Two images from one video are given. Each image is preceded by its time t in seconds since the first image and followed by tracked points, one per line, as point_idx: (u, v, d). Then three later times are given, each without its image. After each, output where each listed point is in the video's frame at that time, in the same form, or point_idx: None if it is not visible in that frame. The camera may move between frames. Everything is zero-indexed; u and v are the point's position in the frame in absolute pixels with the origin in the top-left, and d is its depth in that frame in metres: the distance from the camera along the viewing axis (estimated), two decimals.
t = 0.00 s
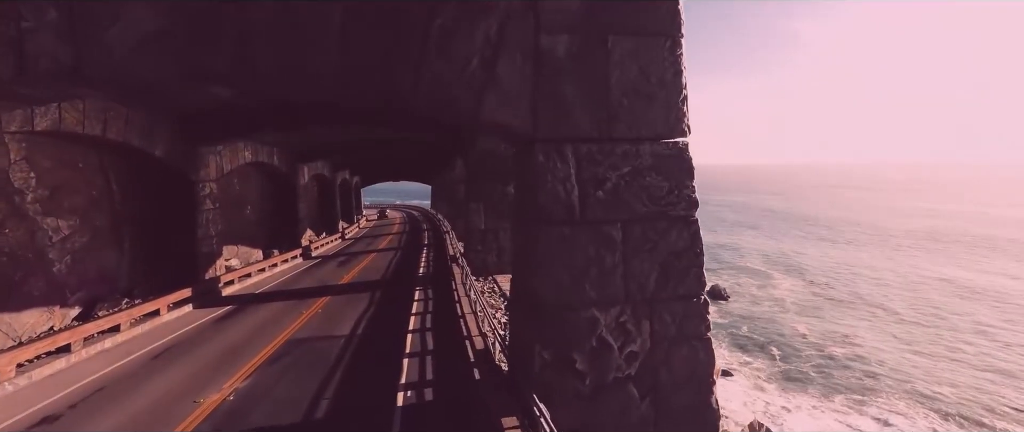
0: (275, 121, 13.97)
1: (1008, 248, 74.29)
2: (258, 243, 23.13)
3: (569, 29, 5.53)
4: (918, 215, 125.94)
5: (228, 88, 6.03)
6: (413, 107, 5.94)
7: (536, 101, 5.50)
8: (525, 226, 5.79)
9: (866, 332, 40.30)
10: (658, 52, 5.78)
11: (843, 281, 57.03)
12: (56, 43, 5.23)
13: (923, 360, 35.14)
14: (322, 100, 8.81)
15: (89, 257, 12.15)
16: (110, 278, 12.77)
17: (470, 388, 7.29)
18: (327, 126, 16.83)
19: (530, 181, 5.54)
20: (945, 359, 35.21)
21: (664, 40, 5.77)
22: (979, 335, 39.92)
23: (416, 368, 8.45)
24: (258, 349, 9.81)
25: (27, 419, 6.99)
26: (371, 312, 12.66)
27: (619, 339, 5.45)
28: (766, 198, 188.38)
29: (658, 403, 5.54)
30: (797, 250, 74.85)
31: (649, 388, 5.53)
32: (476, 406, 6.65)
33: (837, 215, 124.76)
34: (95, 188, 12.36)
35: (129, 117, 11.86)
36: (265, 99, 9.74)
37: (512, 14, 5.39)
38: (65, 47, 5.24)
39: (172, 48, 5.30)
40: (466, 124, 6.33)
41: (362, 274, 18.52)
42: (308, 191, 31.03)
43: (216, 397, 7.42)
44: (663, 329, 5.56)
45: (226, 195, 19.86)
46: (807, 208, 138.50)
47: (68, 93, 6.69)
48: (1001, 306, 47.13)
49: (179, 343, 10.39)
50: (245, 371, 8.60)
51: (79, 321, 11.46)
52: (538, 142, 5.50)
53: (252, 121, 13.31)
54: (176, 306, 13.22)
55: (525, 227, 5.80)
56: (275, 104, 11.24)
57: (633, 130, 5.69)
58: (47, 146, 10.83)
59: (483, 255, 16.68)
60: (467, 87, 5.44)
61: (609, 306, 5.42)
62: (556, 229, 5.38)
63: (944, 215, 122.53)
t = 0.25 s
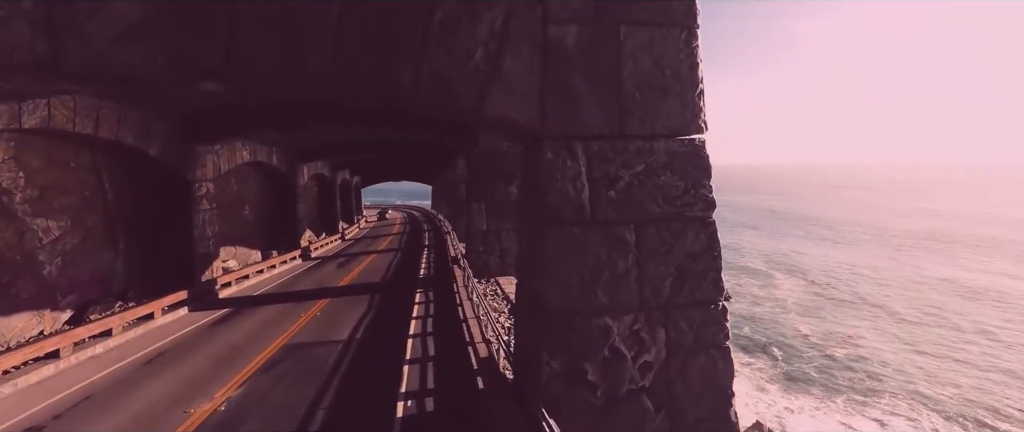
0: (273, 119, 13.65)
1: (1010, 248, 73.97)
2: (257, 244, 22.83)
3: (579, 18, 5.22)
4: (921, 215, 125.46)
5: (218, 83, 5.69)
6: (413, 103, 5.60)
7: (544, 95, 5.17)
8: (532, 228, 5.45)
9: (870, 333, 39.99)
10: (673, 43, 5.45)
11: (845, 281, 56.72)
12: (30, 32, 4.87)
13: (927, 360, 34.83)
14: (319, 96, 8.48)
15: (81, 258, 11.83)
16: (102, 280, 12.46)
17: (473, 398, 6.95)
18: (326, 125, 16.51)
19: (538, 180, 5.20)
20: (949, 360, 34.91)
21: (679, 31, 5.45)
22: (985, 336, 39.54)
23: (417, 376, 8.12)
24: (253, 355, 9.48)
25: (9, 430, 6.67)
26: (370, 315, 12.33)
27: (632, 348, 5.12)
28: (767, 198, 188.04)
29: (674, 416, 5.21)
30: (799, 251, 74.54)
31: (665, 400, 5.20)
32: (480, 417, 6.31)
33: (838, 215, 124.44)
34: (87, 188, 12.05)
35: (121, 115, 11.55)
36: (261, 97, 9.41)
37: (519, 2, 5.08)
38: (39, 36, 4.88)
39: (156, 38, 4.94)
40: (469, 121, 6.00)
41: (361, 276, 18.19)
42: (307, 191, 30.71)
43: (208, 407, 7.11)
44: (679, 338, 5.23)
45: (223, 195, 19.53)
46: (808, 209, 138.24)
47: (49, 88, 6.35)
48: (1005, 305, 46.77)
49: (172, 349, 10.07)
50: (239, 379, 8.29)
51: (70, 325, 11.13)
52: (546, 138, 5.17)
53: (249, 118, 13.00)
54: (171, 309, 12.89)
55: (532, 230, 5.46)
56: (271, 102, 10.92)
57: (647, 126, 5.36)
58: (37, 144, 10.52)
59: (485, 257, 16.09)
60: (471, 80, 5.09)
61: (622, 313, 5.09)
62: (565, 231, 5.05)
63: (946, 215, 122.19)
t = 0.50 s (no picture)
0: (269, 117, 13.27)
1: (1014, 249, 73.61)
2: (255, 245, 22.48)
3: (592, 5, 4.84)
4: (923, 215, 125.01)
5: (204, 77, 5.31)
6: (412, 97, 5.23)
7: (555, 88, 4.78)
8: (541, 232, 5.07)
9: (874, 334, 39.62)
10: (692, 33, 5.08)
11: (848, 281, 56.36)
12: None
13: (932, 361, 34.48)
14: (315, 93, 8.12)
15: (71, 261, 11.48)
16: (93, 283, 12.10)
17: (478, 411, 6.56)
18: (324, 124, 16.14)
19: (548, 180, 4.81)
20: (955, 361, 34.53)
21: (698, 20, 5.08)
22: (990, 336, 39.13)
23: (418, 385, 7.75)
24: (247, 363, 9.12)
25: None
26: (369, 320, 11.96)
27: (650, 362, 4.75)
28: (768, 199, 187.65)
29: None
30: (801, 251, 74.19)
31: (685, 417, 4.82)
32: None
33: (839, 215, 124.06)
34: (77, 189, 11.69)
35: (112, 113, 11.19)
36: (254, 93, 9.04)
37: None
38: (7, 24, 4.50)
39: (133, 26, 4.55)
40: (472, 118, 5.62)
41: (361, 278, 17.82)
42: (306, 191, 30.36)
43: (196, 421, 6.76)
44: (700, 350, 4.85)
45: (220, 195, 19.16)
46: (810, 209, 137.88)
47: (26, 82, 5.97)
48: (1010, 305, 46.34)
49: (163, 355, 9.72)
50: (231, 390, 7.94)
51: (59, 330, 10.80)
52: (557, 135, 4.78)
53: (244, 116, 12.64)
54: (164, 313, 12.53)
55: (541, 233, 5.07)
56: (266, 99, 10.56)
57: (664, 122, 4.98)
58: (23, 143, 10.16)
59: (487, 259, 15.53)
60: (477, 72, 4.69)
61: (640, 324, 4.72)
62: (578, 235, 4.66)
63: (948, 216, 121.77)
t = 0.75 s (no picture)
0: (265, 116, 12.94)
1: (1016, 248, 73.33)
2: (253, 246, 22.19)
3: None
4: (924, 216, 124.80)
5: (190, 71, 4.97)
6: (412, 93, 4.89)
7: (566, 82, 4.44)
8: (550, 236, 4.73)
9: (877, 334, 39.35)
10: (712, 23, 4.75)
11: (850, 282, 56.11)
12: None
13: (936, 361, 34.24)
14: (311, 89, 7.79)
15: (62, 263, 11.17)
16: (84, 287, 11.78)
17: (481, 424, 6.22)
18: (323, 123, 15.82)
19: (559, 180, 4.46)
20: (960, 361, 34.22)
21: (719, 8, 4.74)
22: (996, 337, 38.72)
23: (419, 396, 7.42)
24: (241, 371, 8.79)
25: None
26: (367, 324, 11.63)
27: (668, 376, 4.41)
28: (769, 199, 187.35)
29: None
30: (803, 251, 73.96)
31: None
32: None
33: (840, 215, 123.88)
34: (68, 189, 11.37)
35: (103, 111, 10.87)
36: (247, 91, 8.71)
37: None
38: None
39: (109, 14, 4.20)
40: (476, 114, 5.28)
41: (360, 280, 17.49)
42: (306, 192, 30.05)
43: None
44: (721, 363, 4.51)
45: (216, 196, 18.83)
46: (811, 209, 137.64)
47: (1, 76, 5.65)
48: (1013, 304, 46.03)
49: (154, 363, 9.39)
50: (222, 399, 7.62)
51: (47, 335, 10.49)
52: (568, 132, 4.44)
53: (240, 113, 12.34)
54: (158, 317, 12.21)
55: (550, 237, 4.74)
56: (261, 97, 10.22)
57: (683, 117, 4.64)
58: (10, 141, 9.86)
59: (489, 260, 15.23)
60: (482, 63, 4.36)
61: (657, 335, 4.37)
62: (591, 240, 4.31)
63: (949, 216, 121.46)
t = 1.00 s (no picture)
0: (260, 115, 12.55)
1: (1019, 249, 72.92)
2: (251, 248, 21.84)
3: None
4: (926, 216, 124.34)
5: (169, 64, 4.56)
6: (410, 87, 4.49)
7: (579, 75, 4.04)
8: (561, 243, 4.32)
9: (881, 335, 39.03)
10: (738, 10, 4.35)
11: (853, 282, 55.75)
12: None
13: (940, 362, 33.90)
14: (304, 86, 7.42)
15: (49, 267, 10.80)
16: (72, 292, 11.41)
17: None
18: (320, 123, 15.43)
19: (571, 183, 4.06)
20: (965, 362, 33.87)
21: None
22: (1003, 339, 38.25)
23: (418, 411, 7.04)
24: (232, 382, 8.40)
25: None
26: (365, 331, 11.23)
27: (692, 398, 4.01)
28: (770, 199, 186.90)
29: None
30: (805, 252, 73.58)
31: None
32: None
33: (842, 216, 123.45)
34: (55, 190, 11.00)
35: (91, 109, 10.47)
36: (239, 87, 8.32)
37: None
38: None
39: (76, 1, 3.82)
40: (480, 111, 4.88)
41: (359, 283, 17.10)
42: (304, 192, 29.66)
43: None
44: (750, 383, 4.11)
45: (212, 197, 18.43)
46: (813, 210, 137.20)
47: None
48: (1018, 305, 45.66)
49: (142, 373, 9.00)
50: (210, 413, 7.22)
51: (32, 342, 10.09)
52: (582, 129, 4.03)
53: (233, 111, 11.98)
54: (149, 323, 11.84)
55: (561, 245, 4.33)
56: (253, 94, 9.82)
57: (707, 113, 4.24)
58: None
59: (491, 264, 14.85)
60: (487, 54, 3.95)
61: (680, 353, 3.98)
62: (608, 248, 3.91)
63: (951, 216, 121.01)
